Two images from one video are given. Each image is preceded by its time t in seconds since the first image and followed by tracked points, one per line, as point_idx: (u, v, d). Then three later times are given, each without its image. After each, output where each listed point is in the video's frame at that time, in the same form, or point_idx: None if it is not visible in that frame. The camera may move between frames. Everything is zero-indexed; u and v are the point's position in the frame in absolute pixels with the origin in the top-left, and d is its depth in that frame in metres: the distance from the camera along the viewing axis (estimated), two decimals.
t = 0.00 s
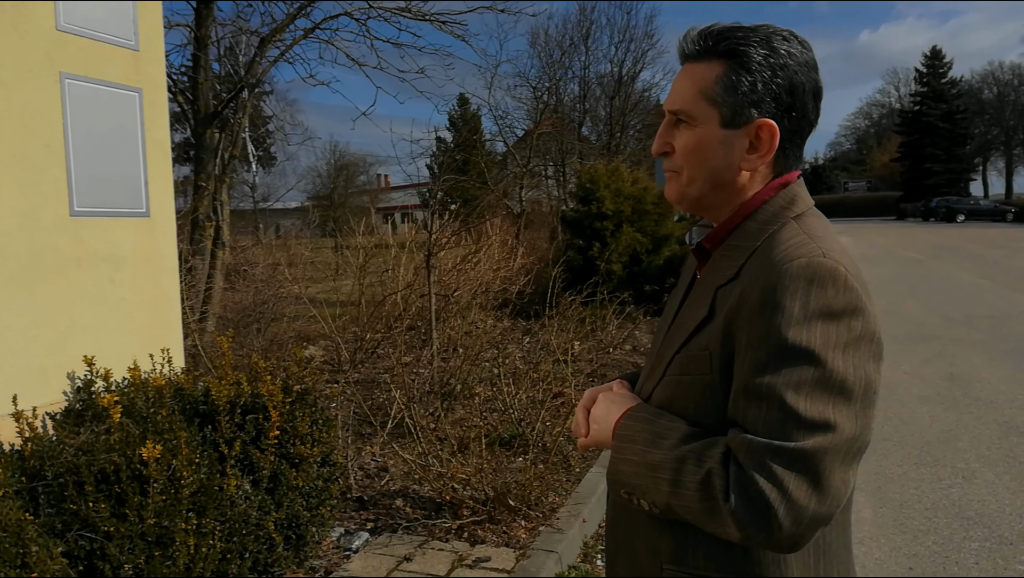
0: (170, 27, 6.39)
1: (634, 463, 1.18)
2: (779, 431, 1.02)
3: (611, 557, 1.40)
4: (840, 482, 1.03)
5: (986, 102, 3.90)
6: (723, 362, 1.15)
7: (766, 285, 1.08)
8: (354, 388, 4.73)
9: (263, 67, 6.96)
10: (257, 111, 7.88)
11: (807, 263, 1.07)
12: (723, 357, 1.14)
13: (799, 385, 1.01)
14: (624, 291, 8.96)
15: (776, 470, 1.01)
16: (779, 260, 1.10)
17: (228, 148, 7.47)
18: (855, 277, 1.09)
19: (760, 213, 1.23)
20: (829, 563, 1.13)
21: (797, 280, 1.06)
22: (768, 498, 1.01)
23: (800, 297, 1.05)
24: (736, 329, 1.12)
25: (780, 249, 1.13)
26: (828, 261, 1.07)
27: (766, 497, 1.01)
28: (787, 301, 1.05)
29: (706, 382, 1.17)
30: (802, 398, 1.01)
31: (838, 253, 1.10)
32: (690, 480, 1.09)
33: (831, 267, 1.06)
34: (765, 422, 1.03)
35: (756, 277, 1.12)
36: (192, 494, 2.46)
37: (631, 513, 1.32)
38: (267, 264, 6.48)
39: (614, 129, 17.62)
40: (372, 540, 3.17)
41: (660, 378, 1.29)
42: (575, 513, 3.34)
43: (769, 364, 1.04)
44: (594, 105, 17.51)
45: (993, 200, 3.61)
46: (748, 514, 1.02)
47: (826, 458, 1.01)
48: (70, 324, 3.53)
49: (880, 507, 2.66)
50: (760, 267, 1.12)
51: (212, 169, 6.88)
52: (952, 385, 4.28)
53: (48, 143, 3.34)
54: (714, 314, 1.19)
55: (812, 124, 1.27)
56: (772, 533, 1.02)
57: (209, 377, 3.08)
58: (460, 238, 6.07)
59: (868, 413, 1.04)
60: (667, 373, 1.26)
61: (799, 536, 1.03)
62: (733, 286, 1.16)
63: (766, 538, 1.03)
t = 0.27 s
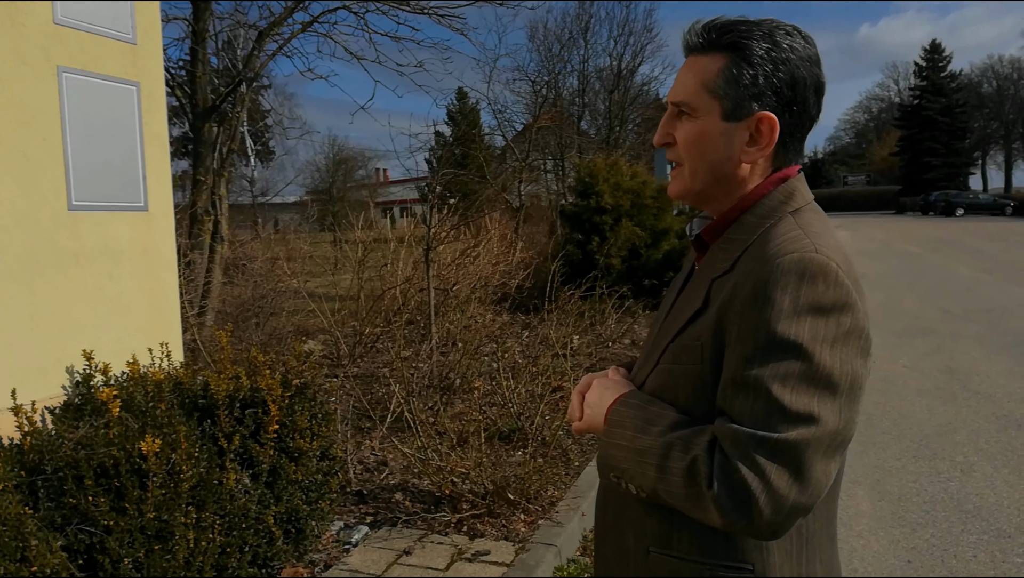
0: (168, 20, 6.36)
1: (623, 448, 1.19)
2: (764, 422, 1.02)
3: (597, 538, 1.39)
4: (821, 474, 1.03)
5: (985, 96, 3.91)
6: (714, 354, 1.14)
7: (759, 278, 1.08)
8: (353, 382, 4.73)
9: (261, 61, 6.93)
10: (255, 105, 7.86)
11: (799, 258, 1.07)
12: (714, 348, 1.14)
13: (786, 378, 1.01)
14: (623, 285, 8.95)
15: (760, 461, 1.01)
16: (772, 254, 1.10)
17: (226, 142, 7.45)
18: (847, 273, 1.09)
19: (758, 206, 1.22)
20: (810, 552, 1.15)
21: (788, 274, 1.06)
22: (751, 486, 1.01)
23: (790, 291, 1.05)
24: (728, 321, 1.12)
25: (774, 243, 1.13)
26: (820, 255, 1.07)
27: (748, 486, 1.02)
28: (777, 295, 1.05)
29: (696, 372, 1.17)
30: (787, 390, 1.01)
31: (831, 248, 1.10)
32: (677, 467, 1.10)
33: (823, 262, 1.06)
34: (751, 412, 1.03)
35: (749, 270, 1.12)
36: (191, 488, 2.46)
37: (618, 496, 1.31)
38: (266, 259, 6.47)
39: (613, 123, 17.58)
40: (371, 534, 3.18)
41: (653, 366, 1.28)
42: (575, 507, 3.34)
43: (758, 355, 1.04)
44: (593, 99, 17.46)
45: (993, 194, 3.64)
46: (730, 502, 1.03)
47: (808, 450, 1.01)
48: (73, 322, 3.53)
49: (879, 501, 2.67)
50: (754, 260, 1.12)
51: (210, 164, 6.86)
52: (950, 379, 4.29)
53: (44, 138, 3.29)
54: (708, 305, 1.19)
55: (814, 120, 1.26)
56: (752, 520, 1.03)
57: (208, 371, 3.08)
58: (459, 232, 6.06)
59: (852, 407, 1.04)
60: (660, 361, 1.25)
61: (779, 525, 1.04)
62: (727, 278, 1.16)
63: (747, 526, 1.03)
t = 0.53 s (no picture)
0: (169, 19, 6.35)
1: (612, 436, 1.18)
2: (740, 413, 1.02)
3: (592, 526, 1.39)
4: (796, 465, 1.02)
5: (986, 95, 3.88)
6: (699, 347, 1.14)
7: (741, 273, 1.09)
8: (354, 382, 4.73)
9: (262, 59, 6.92)
10: (256, 103, 7.85)
11: (778, 254, 1.07)
12: (699, 342, 1.14)
13: (763, 370, 1.01)
14: (625, 284, 8.94)
15: (735, 451, 1.01)
16: (755, 250, 1.10)
17: (227, 141, 7.44)
18: (828, 268, 1.08)
19: (749, 203, 1.21)
20: (794, 542, 1.14)
21: (768, 270, 1.06)
22: (726, 475, 1.02)
23: (769, 286, 1.05)
24: (711, 315, 1.12)
25: (757, 240, 1.12)
26: (800, 252, 1.07)
27: (724, 475, 1.02)
28: (758, 290, 1.05)
29: (682, 365, 1.17)
30: (764, 382, 1.00)
31: (811, 245, 1.10)
32: (660, 455, 1.09)
33: (802, 258, 1.06)
34: (728, 404, 1.03)
35: (733, 265, 1.12)
36: (192, 488, 2.46)
37: (613, 485, 1.31)
38: (267, 258, 6.47)
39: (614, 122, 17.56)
40: (372, 533, 3.18)
41: (645, 357, 1.28)
42: (575, 507, 3.34)
43: (737, 348, 1.04)
44: (594, 98, 17.43)
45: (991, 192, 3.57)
46: (706, 489, 1.03)
47: (783, 442, 1.00)
48: (68, 315, 3.53)
49: (880, 501, 2.67)
50: (737, 256, 1.13)
51: (211, 163, 6.86)
52: (951, 378, 4.28)
53: (44, 137, 3.33)
54: (695, 299, 1.19)
55: (805, 118, 1.25)
56: (727, 508, 1.03)
57: (209, 369, 3.08)
58: (460, 231, 6.06)
59: (829, 399, 1.03)
60: (650, 353, 1.25)
61: (754, 514, 1.03)
62: (713, 273, 1.16)
63: (722, 514, 1.03)
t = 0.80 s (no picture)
0: (171, 21, 6.37)
1: (608, 435, 1.18)
2: (728, 411, 1.02)
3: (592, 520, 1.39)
4: (784, 459, 1.02)
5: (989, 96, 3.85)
6: (689, 347, 1.14)
7: (724, 274, 1.09)
8: (356, 383, 4.73)
9: (264, 61, 6.93)
10: (258, 105, 7.87)
11: (760, 256, 1.07)
12: (687, 342, 1.14)
13: (748, 369, 1.01)
14: (626, 285, 8.94)
15: (724, 448, 1.01)
16: (739, 251, 1.10)
17: (229, 142, 7.45)
18: (811, 267, 1.08)
19: (734, 205, 1.21)
20: (789, 533, 1.14)
21: (750, 271, 1.06)
22: (716, 470, 1.02)
23: (753, 287, 1.05)
24: (698, 316, 1.12)
25: (742, 241, 1.12)
26: (781, 253, 1.07)
27: (714, 471, 1.02)
28: (741, 291, 1.05)
29: (672, 365, 1.17)
30: (750, 380, 1.01)
31: (794, 245, 1.09)
32: (654, 453, 1.09)
33: (783, 259, 1.06)
34: (717, 402, 1.04)
35: (717, 266, 1.12)
36: (194, 488, 2.46)
37: (609, 480, 1.30)
38: (269, 259, 6.48)
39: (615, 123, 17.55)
40: (374, 534, 3.18)
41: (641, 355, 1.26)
42: (577, 507, 3.34)
43: (723, 348, 1.04)
44: (595, 99, 17.44)
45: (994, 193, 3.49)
46: (697, 484, 1.03)
47: (770, 437, 1.00)
48: (70, 313, 3.53)
49: (882, 502, 2.67)
50: (722, 257, 1.12)
51: (213, 164, 6.88)
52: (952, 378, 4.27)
53: (47, 137, 3.29)
54: (683, 299, 1.19)
55: (787, 120, 1.25)
56: (718, 502, 1.03)
57: (211, 370, 3.08)
58: (462, 232, 6.06)
59: (813, 395, 1.03)
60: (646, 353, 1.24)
61: (744, 507, 1.03)
62: (700, 274, 1.16)
63: (714, 508, 1.03)
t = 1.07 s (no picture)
0: (175, 23, 6.38)
1: (611, 433, 1.18)
2: (728, 411, 1.02)
3: (596, 518, 1.38)
4: (784, 456, 1.02)
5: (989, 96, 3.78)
6: (688, 348, 1.14)
7: (722, 278, 1.08)
8: (359, 383, 4.74)
9: (267, 62, 6.94)
10: (261, 106, 7.89)
11: (758, 260, 1.06)
12: (686, 344, 1.14)
13: (747, 370, 1.01)
14: (629, 285, 8.94)
15: (725, 447, 1.01)
16: (736, 254, 1.10)
17: (232, 143, 7.46)
18: (807, 270, 1.08)
19: (730, 208, 1.21)
20: (789, 525, 1.13)
21: (747, 275, 1.06)
22: (719, 469, 1.02)
23: (750, 290, 1.05)
24: (697, 319, 1.12)
25: (739, 244, 1.12)
26: (777, 257, 1.06)
27: (715, 470, 1.02)
28: (737, 295, 1.05)
29: (672, 366, 1.16)
30: (749, 382, 1.01)
31: (790, 249, 1.09)
32: (657, 451, 1.09)
33: (779, 264, 1.05)
34: (717, 402, 1.04)
35: (716, 268, 1.12)
36: (198, 488, 2.47)
37: (612, 477, 1.30)
38: (272, 260, 6.50)
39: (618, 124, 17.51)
40: (377, 534, 3.18)
41: (640, 355, 1.27)
42: (580, 507, 3.34)
43: (721, 350, 1.04)
44: (598, 100, 17.44)
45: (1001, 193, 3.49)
46: (700, 482, 1.03)
47: (769, 436, 1.00)
48: (71, 313, 3.55)
49: (886, 502, 2.66)
50: (719, 260, 1.12)
51: (217, 165, 6.90)
52: (956, 378, 4.26)
53: (50, 138, 3.35)
54: (682, 301, 1.18)
55: (780, 124, 1.24)
56: (720, 498, 1.03)
57: (214, 371, 3.09)
58: (465, 233, 6.07)
59: (811, 395, 1.03)
60: (645, 353, 1.24)
61: (746, 503, 1.03)
62: (698, 277, 1.16)
63: (716, 504, 1.04)
